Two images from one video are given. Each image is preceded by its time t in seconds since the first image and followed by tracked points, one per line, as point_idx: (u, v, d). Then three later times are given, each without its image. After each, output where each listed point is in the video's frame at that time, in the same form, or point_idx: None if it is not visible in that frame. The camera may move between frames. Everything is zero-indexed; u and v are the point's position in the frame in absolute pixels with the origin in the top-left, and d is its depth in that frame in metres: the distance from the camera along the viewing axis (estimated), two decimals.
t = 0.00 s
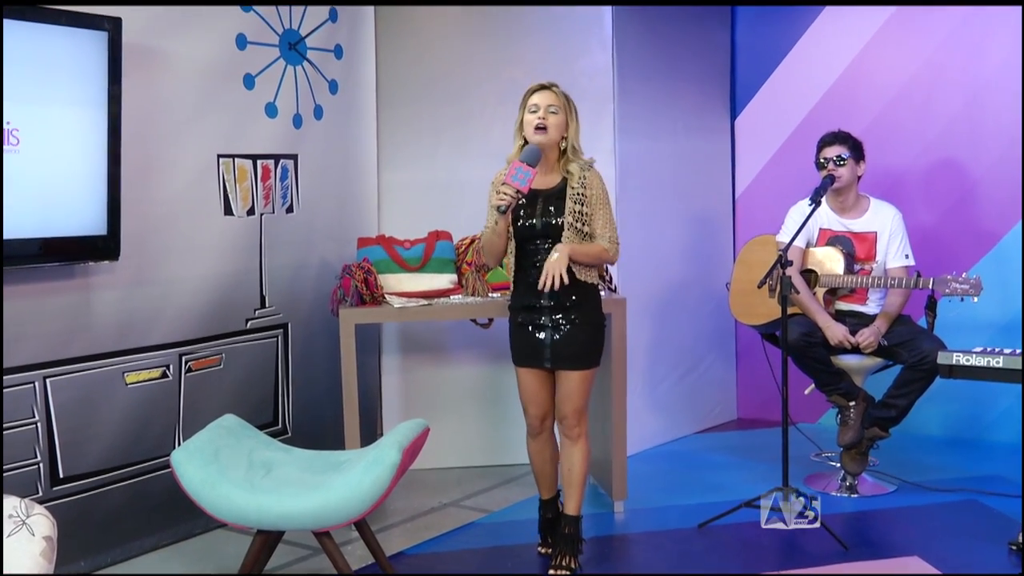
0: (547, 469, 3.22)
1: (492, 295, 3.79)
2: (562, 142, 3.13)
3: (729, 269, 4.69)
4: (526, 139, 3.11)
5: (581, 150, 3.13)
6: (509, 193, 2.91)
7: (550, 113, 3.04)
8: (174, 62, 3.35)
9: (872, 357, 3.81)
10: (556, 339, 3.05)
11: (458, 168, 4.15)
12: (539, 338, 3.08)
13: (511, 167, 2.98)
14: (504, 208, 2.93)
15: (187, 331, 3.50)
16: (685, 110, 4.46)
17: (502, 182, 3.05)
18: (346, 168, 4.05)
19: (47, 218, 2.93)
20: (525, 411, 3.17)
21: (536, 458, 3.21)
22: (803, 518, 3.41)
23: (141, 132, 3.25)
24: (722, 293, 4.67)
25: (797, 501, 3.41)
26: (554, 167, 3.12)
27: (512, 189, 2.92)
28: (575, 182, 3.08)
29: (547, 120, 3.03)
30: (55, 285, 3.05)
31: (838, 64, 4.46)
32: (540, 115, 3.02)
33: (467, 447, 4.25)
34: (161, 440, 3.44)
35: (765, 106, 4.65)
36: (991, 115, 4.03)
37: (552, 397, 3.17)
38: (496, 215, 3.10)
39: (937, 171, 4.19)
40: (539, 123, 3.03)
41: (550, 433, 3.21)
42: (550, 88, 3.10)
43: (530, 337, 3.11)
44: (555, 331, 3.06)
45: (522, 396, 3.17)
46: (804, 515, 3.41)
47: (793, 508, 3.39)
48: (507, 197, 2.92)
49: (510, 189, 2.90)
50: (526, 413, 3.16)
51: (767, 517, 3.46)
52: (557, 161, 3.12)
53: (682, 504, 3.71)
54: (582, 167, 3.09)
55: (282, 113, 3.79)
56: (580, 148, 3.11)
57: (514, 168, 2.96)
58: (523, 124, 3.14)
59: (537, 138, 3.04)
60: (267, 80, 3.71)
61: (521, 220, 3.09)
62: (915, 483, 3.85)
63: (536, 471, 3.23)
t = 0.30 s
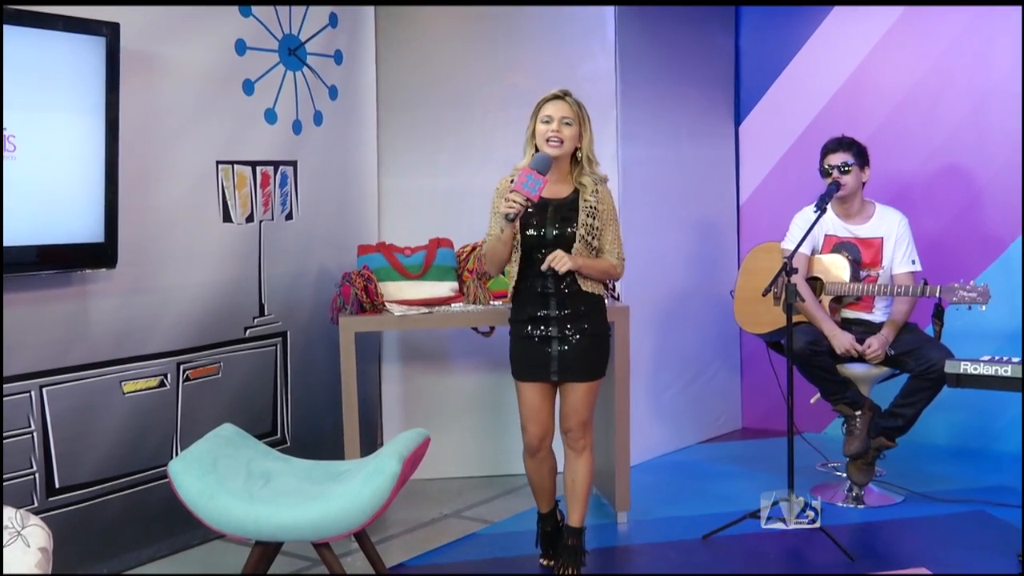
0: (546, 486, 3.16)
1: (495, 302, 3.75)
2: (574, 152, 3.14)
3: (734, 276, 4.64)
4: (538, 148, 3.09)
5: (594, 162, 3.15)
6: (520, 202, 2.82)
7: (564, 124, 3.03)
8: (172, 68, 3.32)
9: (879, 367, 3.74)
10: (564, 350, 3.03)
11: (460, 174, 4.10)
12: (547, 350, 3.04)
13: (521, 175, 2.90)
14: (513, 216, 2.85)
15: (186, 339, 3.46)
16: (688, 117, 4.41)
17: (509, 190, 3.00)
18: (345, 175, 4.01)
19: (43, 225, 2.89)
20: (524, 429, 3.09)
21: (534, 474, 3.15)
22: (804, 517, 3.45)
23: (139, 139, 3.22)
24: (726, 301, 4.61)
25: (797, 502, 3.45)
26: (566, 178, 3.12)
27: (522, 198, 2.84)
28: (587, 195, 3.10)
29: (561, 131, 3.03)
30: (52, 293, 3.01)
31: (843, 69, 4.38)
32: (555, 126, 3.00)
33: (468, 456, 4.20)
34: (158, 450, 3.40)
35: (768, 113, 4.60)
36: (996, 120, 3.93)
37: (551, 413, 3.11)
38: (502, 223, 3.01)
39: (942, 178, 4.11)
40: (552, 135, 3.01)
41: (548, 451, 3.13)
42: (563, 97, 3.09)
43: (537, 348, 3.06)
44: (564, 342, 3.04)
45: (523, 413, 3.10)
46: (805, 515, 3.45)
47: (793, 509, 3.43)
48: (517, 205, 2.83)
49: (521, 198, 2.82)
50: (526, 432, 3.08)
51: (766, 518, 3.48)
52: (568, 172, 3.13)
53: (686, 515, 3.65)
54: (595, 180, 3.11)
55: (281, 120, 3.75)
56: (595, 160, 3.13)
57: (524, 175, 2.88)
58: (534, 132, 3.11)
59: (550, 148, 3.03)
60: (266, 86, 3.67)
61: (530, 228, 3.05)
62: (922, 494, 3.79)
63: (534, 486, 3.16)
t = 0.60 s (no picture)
0: (548, 501, 3.06)
1: (495, 311, 3.61)
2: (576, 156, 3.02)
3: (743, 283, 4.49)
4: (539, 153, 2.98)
5: (597, 166, 3.03)
6: (524, 207, 2.71)
7: (566, 128, 2.92)
8: (163, 68, 3.21)
9: (893, 377, 3.60)
10: (568, 361, 2.92)
11: (460, 178, 3.99)
12: (552, 362, 2.93)
13: (524, 179, 2.78)
14: (516, 223, 2.73)
15: (176, 349, 3.34)
16: (695, 118, 4.27)
17: (511, 196, 2.89)
18: (341, 179, 3.90)
19: (29, 231, 2.78)
20: (527, 444, 2.97)
21: (537, 489, 3.04)
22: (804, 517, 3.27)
23: (129, 141, 3.11)
24: (735, 309, 4.47)
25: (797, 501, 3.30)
26: (569, 184, 2.99)
27: (525, 202, 2.73)
28: (591, 200, 2.98)
29: (564, 135, 2.92)
30: (38, 301, 2.90)
31: (856, 69, 4.23)
32: (557, 131, 2.90)
33: (468, 470, 4.06)
34: (147, 464, 3.27)
35: (779, 115, 4.45)
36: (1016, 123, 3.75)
37: (554, 427, 2.99)
38: (503, 229, 2.90)
39: (957, 180, 3.94)
40: (554, 140, 2.91)
41: (552, 466, 3.01)
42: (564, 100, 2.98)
43: (540, 360, 2.94)
44: (568, 352, 2.92)
45: (526, 427, 2.98)
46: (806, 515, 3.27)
47: (792, 508, 3.30)
48: (520, 211, 2.72)
49: (524, 204, 2.71)
50: (529, 447, 2.97)
51: (766, 515, 3.37)
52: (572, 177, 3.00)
53: (695, 531, 3.52)
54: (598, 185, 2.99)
55: (275, 122, 3.64)
56: (597, 164, 3.01)
57: (528, 180, 2.76)
58: (534, 138, 3.00)
59: (552, 153, 2.92)
60: (260, 87, 3.56)
61: (532, 235, 2.94)
62: (939, 510, 3.65)
63: (536, 502, 3.06)
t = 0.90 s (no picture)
0: (551, 517, 2.94)
1: (495, 321, 3.48)
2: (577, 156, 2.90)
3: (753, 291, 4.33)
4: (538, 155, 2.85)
5: (598, 165, 2.91)
6: (519, 211, 2.60)
7: (564, 128, 2.80)
8: (152, 69, 3.10)
9: (907, 389, 3.45)
10: (571, 373, 2.80)
11: (459, 184, 3.86)
12: (553, 374, 2.80)
13: (521, 182, 2.66)
14: (511, 227, 2.63)
15: (165, 361, 3.22)
16: (704, 122, 4.13)
17: (509, 199, 2.79)
18: (336, 185, 3.78)
19: (14, 238, 2.66)
20: (529, 455, 2.86)
21: (540, 505, 2.92)
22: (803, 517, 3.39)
23: (117, 145, 3.00)
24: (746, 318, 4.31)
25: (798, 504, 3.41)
26: (571, 185, 2.87)
27: (521, 206, 2.61)
28: (594, 201, 2.86)
29: (562, 135, 2.79)
30: (23, 311, 2.78)
31: (874, 68, 4.04)
32: (555, 131, 2.77)
33: (467, 485, 3.92)
34: (134, 481, 3.15)
35: (792, 115, 4.26)
36: None
37: (558, 440, 2.87)
38: (500, 234, 2.83)
39: (975, 184, 3.77)
40: (553, 141, 2.78)
41: (554, 479, 2.89)
42: (560, 99, 2.86)
43: (542, 371, 2.82)
44: (570, 364, 2.80)
45: (528, 439, 2.86)
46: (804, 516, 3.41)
47: (792, 510, 3.41)
48: (516, 215, 2.61)
49: (519, 207, 2.60)
50: (531, 459, 2.85)
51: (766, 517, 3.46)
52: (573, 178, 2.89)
53: (704, 549, 3.38)
54: (601, 185, 2.88)
55: (268, 125, 3.52)
56: (598, 163, 2.90)
57: (524, 183, 2.64)
58: (533, 139, 2.88)
59: (552, 155, 2.80)
60: (252, 89, 3.45)
61: (532, 241, 2.81)
62: (957, 528, 3.51)
63: (539, 519, 2.94)
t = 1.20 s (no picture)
0: (551, 536, 2.81)
1: (496, 331, 3.38)
2: (584, 164, 2.79)
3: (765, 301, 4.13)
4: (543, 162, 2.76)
5: (607, 173, 2.78)
6: (521, 218, 2.49)
7: (570, 136, 2.70)
8: (141, 70, 2.98)
9: (924, 403, 3.32)
10: (573, 388, 2.67)
11: (459, 189, 3.74)
12: (554, 389, 2.68)
13: (523, 189, 2.57)
14: (512, 235, 2.50)
15: (154, 373, 3.10)
16: (713, 124, 3.94)
17: (511, 207, 2.65)
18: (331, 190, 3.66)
19: None
20: (523, 480, 2.71)
21: (535, 528, 2.78)
22: (803, 517, 3.58)
23: (104, 150, 2.89)
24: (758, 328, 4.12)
25: (797, 503, 3.59)
26: (576, 193, 2.76)
27: (524, 213, 2.50)
28: (600, 210, 2.73)
29: (568, 143, 2.70)
30: (6, 321, 2.66)
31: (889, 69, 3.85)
32: (561, 139, 2.68)
33: (466, 501, 3.79)
34: (121, 498, 3.02)
35: (806, 117, 4.03)
36: None
37: (553, 463, 2.72)
38: (503, 244, 2.69)
39: (996, 190, 3.64)
40: (558, 148, 2.69)
41: (548, 504, 2.75)
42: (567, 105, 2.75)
43: (543, 386, 2.70)
44: (572, 379, 2.67)
45: (523, 460, 2.71)
46: (805, 515, 3.58)
47: (792, 508, 3.58)
48: (518, 223, 2.49)
49: (522, 215, 2.49)
50: (525, 482, 2.70)
51: (766, 516, 3.60)
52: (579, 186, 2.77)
53: (714, 567, 3.25)
54: (608, 195, 2.75)
55: (261, 128, 3.41)
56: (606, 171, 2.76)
57: (527, 190, 2.54)
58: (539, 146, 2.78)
59: (558, 163, 2.70)
60: (244, 91, 3.33)
61: (534, 250, 2.70)
62: (976, 547, 3.38)
63: (537, 538, 2.81)
